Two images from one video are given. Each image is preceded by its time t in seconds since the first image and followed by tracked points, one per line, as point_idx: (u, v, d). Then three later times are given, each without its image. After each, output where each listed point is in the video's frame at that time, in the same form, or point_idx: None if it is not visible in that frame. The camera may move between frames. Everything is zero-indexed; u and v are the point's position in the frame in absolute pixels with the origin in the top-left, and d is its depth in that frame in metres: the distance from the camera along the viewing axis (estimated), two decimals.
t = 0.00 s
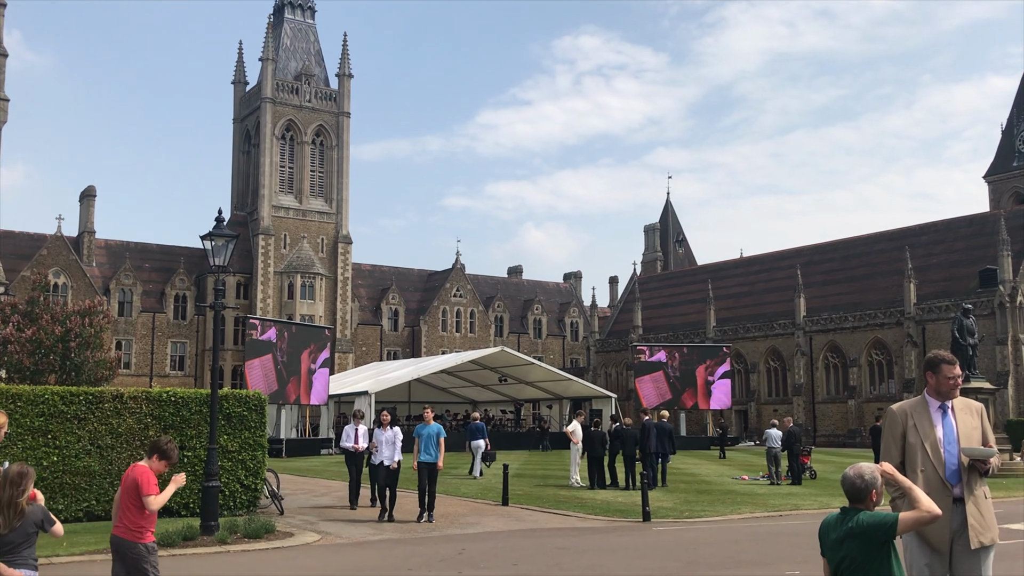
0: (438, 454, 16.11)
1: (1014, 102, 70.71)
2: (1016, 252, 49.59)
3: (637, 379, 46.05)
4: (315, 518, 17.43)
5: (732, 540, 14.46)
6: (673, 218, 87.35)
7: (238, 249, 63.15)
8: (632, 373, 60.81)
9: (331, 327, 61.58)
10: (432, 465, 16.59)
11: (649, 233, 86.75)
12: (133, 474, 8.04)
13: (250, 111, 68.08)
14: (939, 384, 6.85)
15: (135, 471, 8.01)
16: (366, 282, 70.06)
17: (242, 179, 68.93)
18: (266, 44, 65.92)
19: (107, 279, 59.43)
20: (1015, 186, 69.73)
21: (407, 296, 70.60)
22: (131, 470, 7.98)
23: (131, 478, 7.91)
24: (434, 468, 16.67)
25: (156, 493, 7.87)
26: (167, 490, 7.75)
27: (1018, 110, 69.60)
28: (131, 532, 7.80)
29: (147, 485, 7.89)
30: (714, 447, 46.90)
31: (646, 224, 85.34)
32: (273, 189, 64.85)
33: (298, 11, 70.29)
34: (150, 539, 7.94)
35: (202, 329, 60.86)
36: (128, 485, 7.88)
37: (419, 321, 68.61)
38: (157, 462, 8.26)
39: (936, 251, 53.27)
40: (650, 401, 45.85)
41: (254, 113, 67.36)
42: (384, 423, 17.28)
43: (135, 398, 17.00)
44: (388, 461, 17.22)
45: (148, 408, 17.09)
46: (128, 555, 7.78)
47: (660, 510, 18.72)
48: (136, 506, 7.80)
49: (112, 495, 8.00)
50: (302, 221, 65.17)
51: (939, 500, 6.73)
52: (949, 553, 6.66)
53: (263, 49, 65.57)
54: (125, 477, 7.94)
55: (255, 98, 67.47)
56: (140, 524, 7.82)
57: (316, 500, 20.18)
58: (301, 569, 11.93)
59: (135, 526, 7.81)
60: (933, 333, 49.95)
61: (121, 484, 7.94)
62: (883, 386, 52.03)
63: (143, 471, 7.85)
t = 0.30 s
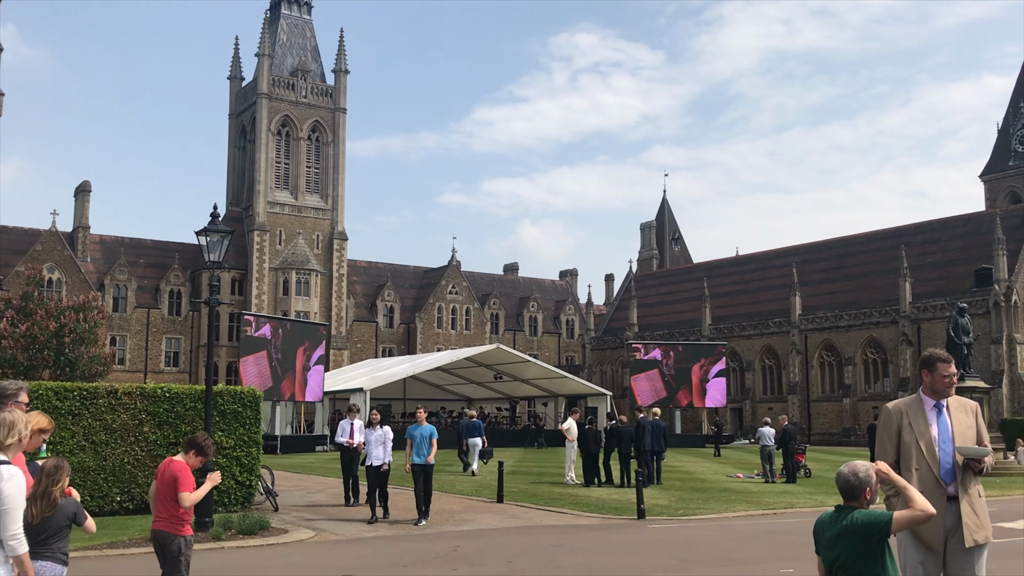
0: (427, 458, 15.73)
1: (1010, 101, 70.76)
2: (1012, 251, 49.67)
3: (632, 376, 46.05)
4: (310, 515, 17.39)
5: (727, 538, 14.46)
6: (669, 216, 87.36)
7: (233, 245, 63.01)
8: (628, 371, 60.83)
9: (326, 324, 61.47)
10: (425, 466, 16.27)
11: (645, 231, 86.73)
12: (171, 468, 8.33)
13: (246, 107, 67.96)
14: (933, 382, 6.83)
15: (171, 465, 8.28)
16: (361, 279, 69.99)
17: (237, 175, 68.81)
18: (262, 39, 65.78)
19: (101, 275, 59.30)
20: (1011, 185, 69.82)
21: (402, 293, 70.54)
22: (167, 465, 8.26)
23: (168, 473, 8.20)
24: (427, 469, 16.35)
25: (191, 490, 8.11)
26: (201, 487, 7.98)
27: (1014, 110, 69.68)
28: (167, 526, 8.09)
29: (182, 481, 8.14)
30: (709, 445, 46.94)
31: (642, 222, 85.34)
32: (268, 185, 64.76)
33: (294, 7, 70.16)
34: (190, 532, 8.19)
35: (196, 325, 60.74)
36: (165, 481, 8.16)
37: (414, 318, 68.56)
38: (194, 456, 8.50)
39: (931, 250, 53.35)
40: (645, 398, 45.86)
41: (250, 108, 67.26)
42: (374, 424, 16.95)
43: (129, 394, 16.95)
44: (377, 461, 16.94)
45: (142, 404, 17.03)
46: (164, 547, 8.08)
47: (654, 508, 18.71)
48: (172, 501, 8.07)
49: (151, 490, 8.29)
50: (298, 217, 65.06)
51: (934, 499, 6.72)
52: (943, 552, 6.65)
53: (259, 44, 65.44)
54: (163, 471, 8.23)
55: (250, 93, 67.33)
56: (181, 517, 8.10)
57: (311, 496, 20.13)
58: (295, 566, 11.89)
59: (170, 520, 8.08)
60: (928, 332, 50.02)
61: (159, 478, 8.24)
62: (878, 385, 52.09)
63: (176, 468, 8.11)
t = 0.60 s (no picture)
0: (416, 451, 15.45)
1: (1005, 100, 70.87)
2: (1006, 250, 49.84)
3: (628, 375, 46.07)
4: (306, 513, 17.40)
5: (721, 535, 14.54)
6: (665, 214, 87.45)
7: (229, 243, 62.94)
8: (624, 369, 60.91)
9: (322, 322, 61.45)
10: (415, 462, 15.97)
11: (641, 229, 86.84)
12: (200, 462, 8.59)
13: (242, 105, 67.88)
14: (928, 381, 6.86)
15: (201, 461, 8.54)
16: (358, 277, 69.96)
17: (233, 173, 68.73)
18: (258, 37, 65.70)
19: (97, 273, 59.26)
20: (1006, 185, 69.99)
21: (398, 291, 70.53)
22: (198, 461, 8.51)
23: (197, 468, 8.46)
24: (418, 465, 16.08)
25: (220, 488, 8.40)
26: (228, 486, 8.26)
27: (1008, 110, 69.86)
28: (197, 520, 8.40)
29: (211, 477, 8.42)
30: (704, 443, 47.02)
31: (638, 220, 85.44)
32: (265, 183, 64.71)
33: (290, 5, 70.06)
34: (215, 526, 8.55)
35: (192, 323, 60.69)
36: (195, 476, 8.44)
37: (410, 316, 68.54)
38: (222, 452, 8.76)
39: (926, 249, 53.47)
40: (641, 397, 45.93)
41: (245, 106, 67.20)
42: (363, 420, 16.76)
43: (125, 392, 16.96)
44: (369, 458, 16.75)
45: (138, 402, 17.05)
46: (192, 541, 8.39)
47: (650, 506, 18.77)
48: (201, 497, 8.39)
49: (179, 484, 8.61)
50: (294, 215, 65.02)
51: (928, 497, 6.76)
52: (937, 550, 6.70)
53: (255, 42, 65.34)
54: (192, 467, 8.49)
55: (247, 91, 67.24)
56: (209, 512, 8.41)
57: (306, 494, 20.14)
58: (292, 563, 11.91)
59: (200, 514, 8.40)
60: (923, 331, 50.16)
61: (189, 472, 8.52)
62: (872, 384, 52.22)
63: (208, 465, 8.33)
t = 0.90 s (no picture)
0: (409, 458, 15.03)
1: (1003, 99, 70.87)
2: (1005, 250, 49.88)
3: (627, 376, 46.08)
4: (304, 513, 17.39)
5: (720, 535, 14.53)
6: (663, 214, 87.45)
7: (227, 243, 62.90)
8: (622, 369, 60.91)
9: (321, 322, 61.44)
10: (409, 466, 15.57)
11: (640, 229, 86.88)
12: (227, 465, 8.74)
13: (241, 104, 67.86)
14: (924, 382, 6.86)
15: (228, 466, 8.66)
16: (356, 277, 69.93)
17: (232, 173, 68.72)
18: (256, 37, 65.66)
19: (95, 273, 59.24)
20: (1005, 184, 70.04)
21: (397, 291, 70.51)
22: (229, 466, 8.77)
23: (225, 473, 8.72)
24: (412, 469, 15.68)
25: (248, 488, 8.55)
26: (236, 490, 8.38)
27: (1006, 110, 69.88)
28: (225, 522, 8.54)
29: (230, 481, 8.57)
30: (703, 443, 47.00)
31: (637, 220, 85.49)
32: (263, 183, 64.72)
33: (289, 4, 70.03)
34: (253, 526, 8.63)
35: (191, 323, 60.66)
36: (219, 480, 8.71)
37: (409, 316, 68.53)
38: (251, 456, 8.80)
39: (925, 249, 53.49)
40: (639, 397, 45.95)
41: (244, 106, 67.20)
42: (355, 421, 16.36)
43: (122, 392, 16.95)
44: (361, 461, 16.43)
45: (136, 402, 17.04)
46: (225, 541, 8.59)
47: (648, 506, 18.77)
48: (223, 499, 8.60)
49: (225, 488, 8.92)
50: (292, 215, 64.99)
51: (925, 497, 6.76)
52: (935, 551, 6.69)
53: (253, 42, 65.32)
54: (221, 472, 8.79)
55: (245, 91, 67.24)
56: (239, 514, 8.51)
57: (304, 494, 20.13)
58: (288, 564, 11.90)
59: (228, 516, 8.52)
60: (922, 331, 50.19)
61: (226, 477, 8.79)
62: (871, 384, 52.24)
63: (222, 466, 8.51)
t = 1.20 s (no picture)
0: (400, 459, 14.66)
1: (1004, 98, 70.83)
2: (1005, 249, 49.85)
3: (627, 375, 46.10)
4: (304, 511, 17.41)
5: (720, 534, 14.50)
6: (664, 213, 87.41)
7: (227, 241, 62.89)
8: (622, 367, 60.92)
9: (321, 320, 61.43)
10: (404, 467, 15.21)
11: (640, 228, 86.89)
12: (260, 463, 8.89)
13: (241, 102, 67.86)
14: (925, 380, 6.87)
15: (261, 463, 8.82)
16: (356, 276, 69.93)
17: (232, 171, 68.73)
18: (256, 35, 65.66)
19: (96, 270, 59.29)
20: (1005, 183, 70.01)
21: (397, 289, 70.53)
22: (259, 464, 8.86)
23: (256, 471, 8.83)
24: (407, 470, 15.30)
25: (278, 483, 8.64)
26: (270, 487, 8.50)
27: (1007, 108, 69.84)
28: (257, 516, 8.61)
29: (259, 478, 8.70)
30: (703, 442, 46.99)
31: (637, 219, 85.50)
32: (263, 181, 64.72)
33: (289, 2, 70.00)
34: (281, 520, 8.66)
35: (191, 321, 60.70)
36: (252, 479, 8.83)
37: (409, 314, 68.53)
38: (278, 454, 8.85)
39: (925, 248, 53.49)
40: (639, 396, 45.97)
41: (244, 104, 67.22)
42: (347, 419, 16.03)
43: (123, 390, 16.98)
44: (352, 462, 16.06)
45: (136, 400, 17.07)
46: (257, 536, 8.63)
47: (649, 504, 18.78)
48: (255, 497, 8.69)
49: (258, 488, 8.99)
50: (292, 213, 64.98)
51: (925, 496, 6.77)
52: (934, 549, 6.71)
53: (253, 40, 65.31)
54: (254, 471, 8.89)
55: (245, 89, 67.25)
56: (271, 508, 8.60)
57: (305, 493, 20.13)
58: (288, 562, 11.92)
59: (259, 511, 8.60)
60: (922, 330, 50.19)
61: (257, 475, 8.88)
62: (871, 382, 52.23)
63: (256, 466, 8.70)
